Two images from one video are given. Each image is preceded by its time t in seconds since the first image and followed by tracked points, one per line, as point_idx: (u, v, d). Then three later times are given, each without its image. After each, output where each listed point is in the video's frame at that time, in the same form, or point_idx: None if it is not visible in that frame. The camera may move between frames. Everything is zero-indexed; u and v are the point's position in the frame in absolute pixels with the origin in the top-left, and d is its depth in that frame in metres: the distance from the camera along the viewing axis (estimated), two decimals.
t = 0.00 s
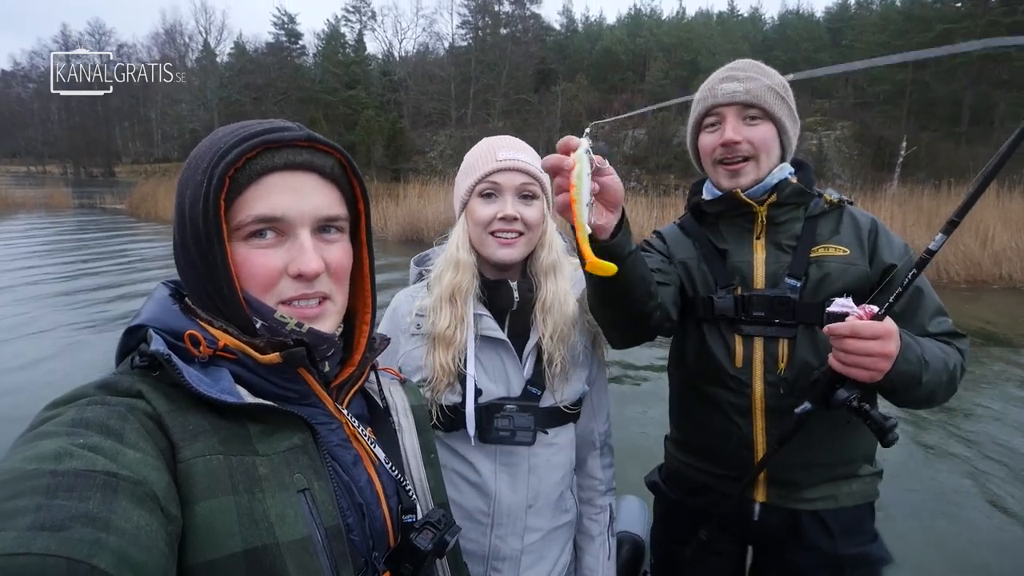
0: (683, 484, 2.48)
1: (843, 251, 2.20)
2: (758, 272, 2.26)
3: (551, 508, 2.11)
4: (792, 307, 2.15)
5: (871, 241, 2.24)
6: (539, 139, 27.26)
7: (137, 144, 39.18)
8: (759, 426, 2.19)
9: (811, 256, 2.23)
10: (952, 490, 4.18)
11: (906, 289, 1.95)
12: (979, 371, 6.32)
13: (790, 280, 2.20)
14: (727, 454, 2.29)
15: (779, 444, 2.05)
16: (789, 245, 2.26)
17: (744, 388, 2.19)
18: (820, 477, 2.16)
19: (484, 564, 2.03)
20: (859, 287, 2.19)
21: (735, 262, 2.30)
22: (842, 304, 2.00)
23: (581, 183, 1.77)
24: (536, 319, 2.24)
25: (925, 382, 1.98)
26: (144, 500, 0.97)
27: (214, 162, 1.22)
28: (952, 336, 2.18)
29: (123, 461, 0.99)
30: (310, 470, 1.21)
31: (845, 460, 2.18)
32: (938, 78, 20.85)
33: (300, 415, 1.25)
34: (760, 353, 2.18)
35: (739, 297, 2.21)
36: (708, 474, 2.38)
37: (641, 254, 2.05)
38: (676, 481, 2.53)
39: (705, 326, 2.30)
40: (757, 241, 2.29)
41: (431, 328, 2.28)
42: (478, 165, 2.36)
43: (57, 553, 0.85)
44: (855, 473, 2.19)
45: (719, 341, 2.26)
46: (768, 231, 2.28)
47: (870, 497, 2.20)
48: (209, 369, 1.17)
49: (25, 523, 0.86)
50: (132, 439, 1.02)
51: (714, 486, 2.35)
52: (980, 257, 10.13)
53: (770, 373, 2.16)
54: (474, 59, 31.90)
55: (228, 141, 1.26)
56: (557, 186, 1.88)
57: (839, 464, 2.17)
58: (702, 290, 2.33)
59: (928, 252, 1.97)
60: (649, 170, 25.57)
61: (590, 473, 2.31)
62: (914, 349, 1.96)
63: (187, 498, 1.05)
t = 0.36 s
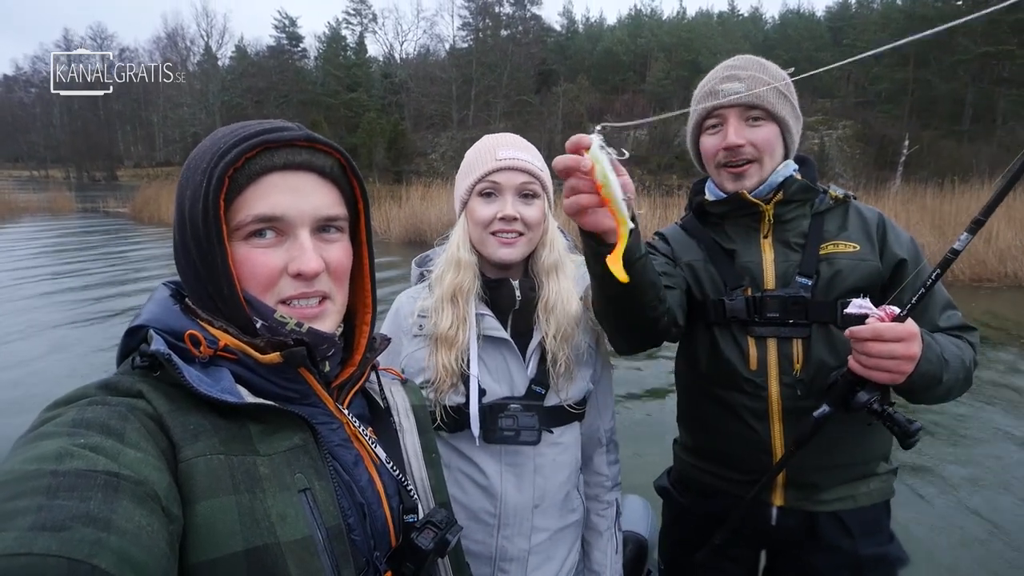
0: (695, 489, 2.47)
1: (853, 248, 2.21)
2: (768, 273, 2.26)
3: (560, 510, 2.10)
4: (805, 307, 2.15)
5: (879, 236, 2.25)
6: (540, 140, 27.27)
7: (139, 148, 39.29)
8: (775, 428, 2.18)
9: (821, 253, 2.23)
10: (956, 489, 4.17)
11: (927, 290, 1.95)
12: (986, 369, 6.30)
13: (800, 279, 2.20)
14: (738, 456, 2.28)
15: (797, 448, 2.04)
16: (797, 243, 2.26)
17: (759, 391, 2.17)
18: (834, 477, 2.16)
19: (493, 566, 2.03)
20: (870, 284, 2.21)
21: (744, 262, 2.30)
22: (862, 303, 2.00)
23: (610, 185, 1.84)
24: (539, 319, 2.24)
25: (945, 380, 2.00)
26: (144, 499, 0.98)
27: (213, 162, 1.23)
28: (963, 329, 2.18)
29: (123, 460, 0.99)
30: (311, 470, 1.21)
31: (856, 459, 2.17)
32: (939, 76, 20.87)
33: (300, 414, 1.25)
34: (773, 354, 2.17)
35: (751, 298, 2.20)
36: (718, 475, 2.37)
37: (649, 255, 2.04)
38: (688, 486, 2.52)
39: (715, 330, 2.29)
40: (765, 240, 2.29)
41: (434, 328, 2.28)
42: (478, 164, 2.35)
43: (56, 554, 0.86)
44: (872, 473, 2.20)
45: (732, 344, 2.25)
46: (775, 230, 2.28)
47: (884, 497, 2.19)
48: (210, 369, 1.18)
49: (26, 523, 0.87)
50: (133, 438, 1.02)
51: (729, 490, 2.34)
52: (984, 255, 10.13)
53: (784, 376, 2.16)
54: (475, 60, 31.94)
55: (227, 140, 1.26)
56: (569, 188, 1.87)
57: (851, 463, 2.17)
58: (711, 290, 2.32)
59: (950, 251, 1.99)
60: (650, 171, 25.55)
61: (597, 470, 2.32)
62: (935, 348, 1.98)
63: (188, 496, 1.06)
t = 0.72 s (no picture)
0: (705, 496, 2.46)
1: (860, 253, 2.23)
2: (776, 279, 2.26)
3: (563, 512, 2.10)
4: (816, 313, 2.15)
5: (885, 240, 2.26)
6: (540, 143, 27.31)
7: (138, 152, 39.28)
8: (787, 434, 2.17)
9: (828, 258, 2.24)
10: (959, 491, 4.16)
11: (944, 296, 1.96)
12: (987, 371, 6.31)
13: (809, 284, 2.20)
14: (748, 462, 2.28)
15: (810, 454, 2.04)
16: (803, 248, 2.27)
17: (771, 398, 2.17)
18: (843, 483, 2.15)
19: (497, 569, 2.03)
20: (879, 287, 2.22)
21: (752, 270, 2.30)
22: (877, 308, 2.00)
23: (594, 196, 1.84)
24: (541, 323, 2.23)
25: (961, 385, 2.01)
26: (145, 499, 0.98)
27: (214, 164, 1.23)
28: (971, 332, 2.19)
29: (124, 460, 0.99)
30: (312, 471, 1.21)
31: (864, 465, 2.17)
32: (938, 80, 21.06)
33: (301, 415, 1.24)
34: (783, 360, 2.17)
35: (760, 304, 2.20)
36: (725, 480, 2.37)
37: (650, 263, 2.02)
38: (697, 493, 2.51)
39: (725, 336, 2.28)
40: (771, 247, 2.29)
41: (437, 331, 2.28)
42: (480, 168, 2.36)
43: (57, 553, 0.85)
44: (883, 477, 2.20)
45: (743, 351, 2.24)
46: (781, 236, 2.28)
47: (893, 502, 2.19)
48: (211, 369, 1.17)
49: (26, 523, 0.86)
50: (134, 438, 1.02)
51: (739, 497, 2.33)
52: (985, 258, 10.15)
53: (795, 382, 2.15)
54: (474, 65, 32.04)
55: (228, 143, 1.27)
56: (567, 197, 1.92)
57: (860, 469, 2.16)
58: (719, 296, 2.32)
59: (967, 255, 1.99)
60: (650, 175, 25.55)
61: (599, 475, 2.31)
62: (951, 353, 1.98)
63: (189, 497, 1.05)
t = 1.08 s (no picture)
0: (709, 504, 2.46)
1: (860, 261, 2.24)
2: (778, 289, 2.26)
3: (562, 516, 2.09)
4: (819, 322, 2.15)
5: (885, 248, 2.28)
6: (538, 148, 27.38)
7: (135, 156, 39.20)
8: (794, 443, 2.17)
9: (829, 267, 2.25)
10: (959, 495, 4.18)
11: (949, 306, 1.97)
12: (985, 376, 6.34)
13: (811, 293, 2.21)
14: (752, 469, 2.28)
15: (815, 464, 2.04)
16: (804, 257, 2.28)
17: (776, 408, 2.17)
18: (848, 489, 2.16)
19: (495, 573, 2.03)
20: (882, 296, 2.23)
21: (753, 280, 2.30)
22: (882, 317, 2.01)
23: (600, 210, 1.84)
24: (541, 328, 2.23)
25: (967, 393, 2.02)
26: (143, 503, 0.97)
27: (213, 167, 1.23)
28: (971, 338, 2.21)
29: (122, 463, 0.99)
30: (310, 473, 1.20)
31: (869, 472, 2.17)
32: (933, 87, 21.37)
33: (300, 418, 1.24)
34: (788, 369, 2.18)
35: (764, 314, 2.20)
36: (728, 486, 2.37)
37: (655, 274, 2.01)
38: (702, 501, 2.50)
39: (728, 346, 2.27)
40: (772, 257, 2.30)
41: (437, 335, 2.29)
42: (480, 175, 2.37)
43: (55, 557, 0.85)
44: (887, 484, 2.20)
45: (746, 361, 2.24)
46: (782, 245, 2.29)
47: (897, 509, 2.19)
48: (210, 372, 1.17)
49: (25, 526, 0.86)
50: (133, 441, 1.02)
51: (744, 505, 2.33)
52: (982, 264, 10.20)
53: (800, 391, 2.16)
54: (473, 70, 32.17)
55: (227, 147, 1.26)
56: (574, 211, 1.94)
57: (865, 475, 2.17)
58: (722, 306, 2.32)
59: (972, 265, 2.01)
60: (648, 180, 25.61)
61: (599, 480, 2.31)
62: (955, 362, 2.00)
63: (188, 499, 1.05)
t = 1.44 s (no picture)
0: (710, 503, 2.48)
1: (865, 263, 2.23)
2: (782, 291, 2.26)
3: (554, 516, 2.09)
4: (821, 323, 2.16)
5: (890, 247, 2.28)
6: (537, 147, 27.49)
7: (133, 153, 39.11)
8: (795, 444, 2.19)
9: (832, 268, 2.25)
10: (961, 492, 4.18)
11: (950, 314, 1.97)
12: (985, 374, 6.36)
13: (813, 294, 2.21)
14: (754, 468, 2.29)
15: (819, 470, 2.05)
16: (807, 257, 2.29)
17: (778, 409, 2.18)
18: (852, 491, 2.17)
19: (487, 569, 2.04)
20: (883, 298, 2.23)
21: (756, 281, 2.30)
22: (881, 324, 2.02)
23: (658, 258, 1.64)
24: (539, 327, 2.23)
25: (967, 400, 2.03)
26: (144, 502, 0.97)
27: (214, 167, 1.23)
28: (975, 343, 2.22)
29: (123, 462, 0.98)
30: (311, 471, 1.21)
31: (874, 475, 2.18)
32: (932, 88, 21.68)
33: (301, 417, 1.24)
34: (790, 369, 2.19)
35: (766, 315, 2.21)
36: (730, 485, 2.39)
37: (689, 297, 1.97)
38: (703, 500, 2.52)
39: (729, 347, 2.27)
40: (776, 258, 2.30)
41: (434, 335, 2.28)
42: (479, 174, 2.37)
43: (56, 555, 0.85)
44: (890, 486, 2.21)
45: (748, 363, 2.24)
46: (785, 247, 2.29)
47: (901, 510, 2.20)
48: (211, 371, 1.17)
49: (26, 525, 0.86)
50: (133, 441, 1.02)
51: (747, 504, 2.35)
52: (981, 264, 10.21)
53: (802, 393, 2.17)
54: (472, 69, 32.21)
55: (228, 146, 1.26)
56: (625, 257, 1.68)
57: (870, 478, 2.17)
58: (725, 307, 2.32)
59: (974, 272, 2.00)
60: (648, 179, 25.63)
61: (598, 480, 2.31)
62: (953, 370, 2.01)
63: (188, 498, 1.05)
